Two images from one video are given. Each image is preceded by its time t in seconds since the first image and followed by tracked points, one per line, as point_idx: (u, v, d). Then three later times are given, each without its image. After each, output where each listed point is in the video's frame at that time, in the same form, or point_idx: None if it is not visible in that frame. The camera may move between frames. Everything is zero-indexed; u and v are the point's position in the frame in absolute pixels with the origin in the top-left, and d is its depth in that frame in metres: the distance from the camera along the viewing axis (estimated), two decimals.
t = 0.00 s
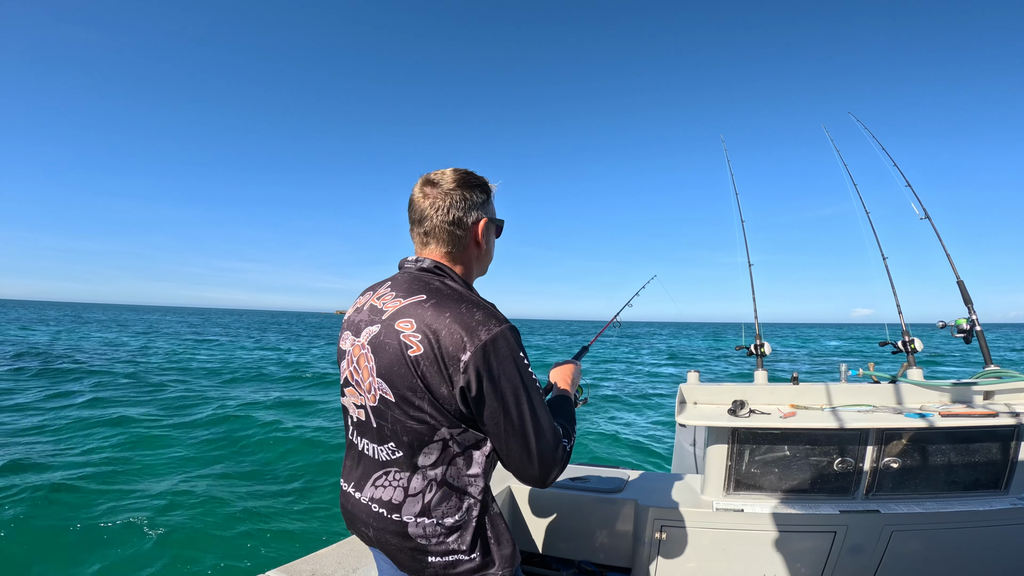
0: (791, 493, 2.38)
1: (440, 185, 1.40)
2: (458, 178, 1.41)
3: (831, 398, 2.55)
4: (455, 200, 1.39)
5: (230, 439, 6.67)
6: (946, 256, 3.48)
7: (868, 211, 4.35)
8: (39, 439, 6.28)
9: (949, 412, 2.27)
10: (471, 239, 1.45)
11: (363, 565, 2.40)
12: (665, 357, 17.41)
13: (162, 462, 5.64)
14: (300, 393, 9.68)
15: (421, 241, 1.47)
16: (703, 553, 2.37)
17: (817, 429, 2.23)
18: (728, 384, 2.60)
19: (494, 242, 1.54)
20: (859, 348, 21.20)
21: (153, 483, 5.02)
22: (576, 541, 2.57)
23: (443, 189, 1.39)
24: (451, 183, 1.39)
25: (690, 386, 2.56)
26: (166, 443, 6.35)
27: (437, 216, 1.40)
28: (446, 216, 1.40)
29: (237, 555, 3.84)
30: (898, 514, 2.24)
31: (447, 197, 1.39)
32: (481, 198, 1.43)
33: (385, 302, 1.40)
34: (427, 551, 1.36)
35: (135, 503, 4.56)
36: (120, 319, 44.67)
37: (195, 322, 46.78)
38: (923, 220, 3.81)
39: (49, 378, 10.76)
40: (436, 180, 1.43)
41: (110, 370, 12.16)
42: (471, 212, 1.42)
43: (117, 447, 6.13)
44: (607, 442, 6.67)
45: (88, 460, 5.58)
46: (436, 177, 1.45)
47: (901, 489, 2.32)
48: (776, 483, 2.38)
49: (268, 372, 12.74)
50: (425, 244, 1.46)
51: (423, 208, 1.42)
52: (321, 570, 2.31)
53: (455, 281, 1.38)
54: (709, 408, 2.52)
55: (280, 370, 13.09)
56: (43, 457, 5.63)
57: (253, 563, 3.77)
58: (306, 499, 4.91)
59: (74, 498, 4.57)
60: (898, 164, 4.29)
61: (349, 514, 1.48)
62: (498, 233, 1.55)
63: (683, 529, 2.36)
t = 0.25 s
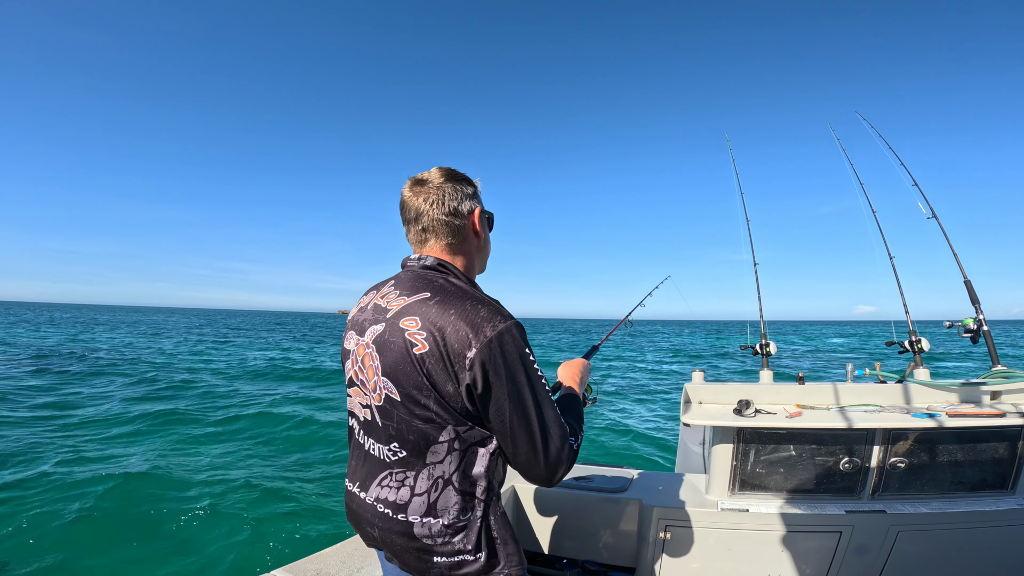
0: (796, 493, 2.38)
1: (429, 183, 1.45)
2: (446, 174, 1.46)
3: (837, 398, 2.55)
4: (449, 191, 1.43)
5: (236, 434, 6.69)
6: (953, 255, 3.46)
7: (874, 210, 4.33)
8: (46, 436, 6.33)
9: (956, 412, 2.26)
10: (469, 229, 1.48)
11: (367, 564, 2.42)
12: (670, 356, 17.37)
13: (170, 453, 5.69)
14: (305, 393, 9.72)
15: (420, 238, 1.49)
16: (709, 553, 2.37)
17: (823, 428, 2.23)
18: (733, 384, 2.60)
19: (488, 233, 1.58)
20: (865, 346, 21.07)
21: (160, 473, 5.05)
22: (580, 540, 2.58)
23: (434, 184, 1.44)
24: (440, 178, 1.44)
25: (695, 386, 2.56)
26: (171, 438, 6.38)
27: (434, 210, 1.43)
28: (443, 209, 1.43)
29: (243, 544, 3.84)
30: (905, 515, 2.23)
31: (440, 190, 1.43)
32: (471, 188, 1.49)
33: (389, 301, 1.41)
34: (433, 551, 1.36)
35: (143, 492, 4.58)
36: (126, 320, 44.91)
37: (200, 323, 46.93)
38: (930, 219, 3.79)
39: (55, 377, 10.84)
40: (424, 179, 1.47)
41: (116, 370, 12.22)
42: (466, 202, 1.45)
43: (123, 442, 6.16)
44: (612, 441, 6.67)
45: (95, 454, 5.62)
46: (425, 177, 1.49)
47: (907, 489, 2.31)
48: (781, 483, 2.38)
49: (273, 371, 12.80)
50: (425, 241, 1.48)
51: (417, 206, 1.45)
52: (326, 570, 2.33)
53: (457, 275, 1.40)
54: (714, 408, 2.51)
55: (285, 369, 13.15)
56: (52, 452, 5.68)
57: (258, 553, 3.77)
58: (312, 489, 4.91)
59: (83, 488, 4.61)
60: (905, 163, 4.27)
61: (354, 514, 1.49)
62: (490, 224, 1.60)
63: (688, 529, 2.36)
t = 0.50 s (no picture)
0: (796, 494, 2.38)
1: (427, 183, 1.46)
2: (443, 174, 1.47)
3: (838, 399, 2.54)
4: (446, 190, 1.44)
5: (238, 437, 6.71)
6: (955, 257, 3.46)
7: (877, 211, 4.32)
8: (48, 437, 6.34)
9: (958, 414, 2.25)
10: (467, 227, 1.49)
11: (368, 562, 2.43)
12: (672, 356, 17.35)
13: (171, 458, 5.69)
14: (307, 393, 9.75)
15: (419, 237, 1.49)
16: (708, 554, 2.37)
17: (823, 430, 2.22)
18: (734, 384, 2.60)
19: (485, 232, 1.59)
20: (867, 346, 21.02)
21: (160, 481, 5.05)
22: (580, 540, 2.58)
23: (432, 184, 1.45)
24: (437, 179, 1.46)
25: (696, 386, 2.56)
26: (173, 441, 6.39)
27: (433, 209, 1.44)
28: (441, 208, 1.44)
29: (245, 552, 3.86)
30: (905, 516, 2.23)
31: (438, 190, 1.44)
32: (468, 187, 1.50)
33: (390, 300, 1.41)
34: (433, 549, 1.37)
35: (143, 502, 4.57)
36: (129, 320, 45.05)
37: (202, 323, 47.04)
38: (933, 221, 3.78)
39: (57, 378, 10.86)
40: (421, 180, 1.48)
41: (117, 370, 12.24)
42: (464, 200, 1.47)
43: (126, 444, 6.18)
44: (613, 441, 6.67)
45: (97, 458, 5.63)
46: (422, 178, 1.50)
47: (907, 490, 2.31)
48: (782, 484, 2.38)
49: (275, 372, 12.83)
50: (424, 240, 1.48)
51: (415, 206, 1.46)
52: (326, 567, 2.34)
53: (457, 274, 1.41)
54: (715, 408, 2.51)
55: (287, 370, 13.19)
56: (53, 455, 5.70)
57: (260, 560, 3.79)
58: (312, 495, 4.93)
59: (84, 497, 4.61)
60: (907, 164, 4.26)
61: (356, 512, 1.50)
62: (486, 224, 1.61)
63: (688, 529, 2.37)
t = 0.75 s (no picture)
0: (795, 494, 2.37)
1: (424, 184, 1.45)
2: (440, 175, 1.46)
3: (837, 399, 2.54)
4: (444, 190, 1.43)
5: (235, 439, 6.71)
6: (954, 257, 3.45)
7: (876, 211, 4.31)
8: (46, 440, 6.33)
9: (957, 415, 2.25)
10: (465, 228, 1.48)
11: (366, 561, 2.42)
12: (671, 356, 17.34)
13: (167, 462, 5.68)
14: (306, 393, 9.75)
15: (417, 237, 1.48)
16: (705, 554, 2.36)
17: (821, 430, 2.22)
18: (732, 385, 2.59)
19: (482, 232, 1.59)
20: (866, 346, 21.02)
21: (158, 486, 5.04)
22: (578, 540, 2.57)
23: (430, 185, 1.44)
24: (435, 179, 1.45)
25: (694, 387, 2.55)
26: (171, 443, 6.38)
27: (431, 209, 1.43)
28: (439, 208, 1.43)
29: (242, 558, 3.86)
30: (902, 517, 2.22)
31: (436, 190, 1.43)
32: (465, 187, 1.50)
33: (389, 300, 1.41)
34: (432, 547, 1.36)
35: (141, 508, 4.56)
36: (128, 321, 45.10)
37: (201, 323, 47.00)
38: (932, 221, 3.77)
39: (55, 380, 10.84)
40: (419, 181, 1.47)
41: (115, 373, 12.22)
42: (462, 201, 1.46)
43: (123, 446, 6.17)
44: (612, 440, 6.65)
45: (94, 462, 5.61)
46: (420, 179, 1.49)
47: (905, 491, 2.30)
48: (779, 484, 2.37)
49: (274, 373, 12.83)
50: (423, 240, 1.47)
51: (413, 207, 1.45)
52: (324, 566, 2.33)
53: (456, 274, 1.40)
54: (713, 409, 2.51)
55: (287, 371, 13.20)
56: (51, 457, 5.70)
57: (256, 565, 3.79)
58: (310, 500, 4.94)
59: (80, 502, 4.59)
60: (906, 164, 4.25)
61: (354, 510, 1.49)
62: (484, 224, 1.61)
63: (685, 530, 2.36)
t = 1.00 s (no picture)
0: (793, 494, 2.37)
1: (428, 187, 1.45)
2: (443, 178, 1.46)
3: (835, 398, 2.54)
4: (447, 193, 1.43)
5: (236, 434, 6.70)
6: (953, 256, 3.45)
7: (875, 211, 4.31)
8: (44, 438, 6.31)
9: (955, 414, 2.25)
10: (467, 230, 1.48)
11: (365, 561, 2.42)
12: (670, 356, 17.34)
13: (170, 454, 5.70)
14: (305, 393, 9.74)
15: (419, 239, 1.48)
16: (704, 554, 2.36)
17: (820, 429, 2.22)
18: (731, 384, 2.59)
19: (484, 236, 1.58)
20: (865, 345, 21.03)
21: (158, 477, 5.02)
22: (577, 539, 2.57)
23: (433, 187, 1.44)
24: (438, 182, 1.45)
25: (693, 386, 2.56)
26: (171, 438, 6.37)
27: (433, 212, 1.43)
28: (442, 211, 1.43)
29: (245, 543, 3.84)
30: (901, 516, 2.22)
31: (439, 193, 1.43)
32: (468, 191, 1.50)
33: (391, 300, 1.40)
34: (432, 545, 1.36)
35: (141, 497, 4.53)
36: (126, 321, 45.01)
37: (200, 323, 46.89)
38: (931, 221, 3.77)
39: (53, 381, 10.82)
40: (423, 184, 1.48)
41: (112, 374, 12.18)
42: (464, 203, 1.46)
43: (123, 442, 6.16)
44: (611, 440, 6.65)
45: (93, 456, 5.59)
46: (423, 182, 1.49)
47: (904, 490, 2.30)
48: (778, 484, 2.38)
49: (273, 373, 12.82)
50: (424, 242, 1.47)
51: (416, 210, 1.45)
52: (324, 566, 2.33)
53: (459, 275, 1.40)
54: (712, 409, 2.51)
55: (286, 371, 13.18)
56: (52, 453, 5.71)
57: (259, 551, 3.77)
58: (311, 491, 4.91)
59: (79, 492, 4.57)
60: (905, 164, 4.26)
61: (355, 508, 1.49)
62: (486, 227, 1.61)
63: (684, 529, 2.36)
